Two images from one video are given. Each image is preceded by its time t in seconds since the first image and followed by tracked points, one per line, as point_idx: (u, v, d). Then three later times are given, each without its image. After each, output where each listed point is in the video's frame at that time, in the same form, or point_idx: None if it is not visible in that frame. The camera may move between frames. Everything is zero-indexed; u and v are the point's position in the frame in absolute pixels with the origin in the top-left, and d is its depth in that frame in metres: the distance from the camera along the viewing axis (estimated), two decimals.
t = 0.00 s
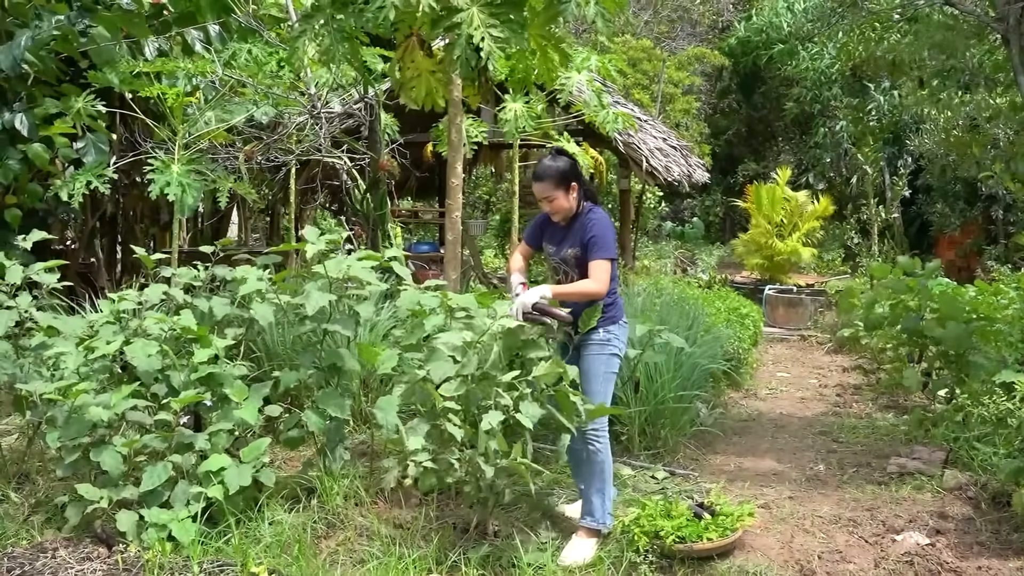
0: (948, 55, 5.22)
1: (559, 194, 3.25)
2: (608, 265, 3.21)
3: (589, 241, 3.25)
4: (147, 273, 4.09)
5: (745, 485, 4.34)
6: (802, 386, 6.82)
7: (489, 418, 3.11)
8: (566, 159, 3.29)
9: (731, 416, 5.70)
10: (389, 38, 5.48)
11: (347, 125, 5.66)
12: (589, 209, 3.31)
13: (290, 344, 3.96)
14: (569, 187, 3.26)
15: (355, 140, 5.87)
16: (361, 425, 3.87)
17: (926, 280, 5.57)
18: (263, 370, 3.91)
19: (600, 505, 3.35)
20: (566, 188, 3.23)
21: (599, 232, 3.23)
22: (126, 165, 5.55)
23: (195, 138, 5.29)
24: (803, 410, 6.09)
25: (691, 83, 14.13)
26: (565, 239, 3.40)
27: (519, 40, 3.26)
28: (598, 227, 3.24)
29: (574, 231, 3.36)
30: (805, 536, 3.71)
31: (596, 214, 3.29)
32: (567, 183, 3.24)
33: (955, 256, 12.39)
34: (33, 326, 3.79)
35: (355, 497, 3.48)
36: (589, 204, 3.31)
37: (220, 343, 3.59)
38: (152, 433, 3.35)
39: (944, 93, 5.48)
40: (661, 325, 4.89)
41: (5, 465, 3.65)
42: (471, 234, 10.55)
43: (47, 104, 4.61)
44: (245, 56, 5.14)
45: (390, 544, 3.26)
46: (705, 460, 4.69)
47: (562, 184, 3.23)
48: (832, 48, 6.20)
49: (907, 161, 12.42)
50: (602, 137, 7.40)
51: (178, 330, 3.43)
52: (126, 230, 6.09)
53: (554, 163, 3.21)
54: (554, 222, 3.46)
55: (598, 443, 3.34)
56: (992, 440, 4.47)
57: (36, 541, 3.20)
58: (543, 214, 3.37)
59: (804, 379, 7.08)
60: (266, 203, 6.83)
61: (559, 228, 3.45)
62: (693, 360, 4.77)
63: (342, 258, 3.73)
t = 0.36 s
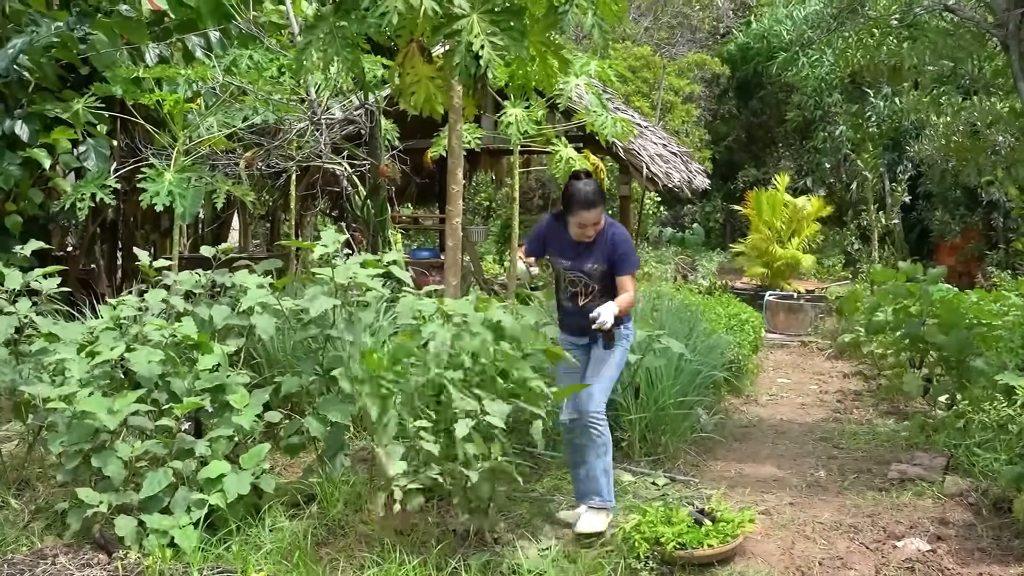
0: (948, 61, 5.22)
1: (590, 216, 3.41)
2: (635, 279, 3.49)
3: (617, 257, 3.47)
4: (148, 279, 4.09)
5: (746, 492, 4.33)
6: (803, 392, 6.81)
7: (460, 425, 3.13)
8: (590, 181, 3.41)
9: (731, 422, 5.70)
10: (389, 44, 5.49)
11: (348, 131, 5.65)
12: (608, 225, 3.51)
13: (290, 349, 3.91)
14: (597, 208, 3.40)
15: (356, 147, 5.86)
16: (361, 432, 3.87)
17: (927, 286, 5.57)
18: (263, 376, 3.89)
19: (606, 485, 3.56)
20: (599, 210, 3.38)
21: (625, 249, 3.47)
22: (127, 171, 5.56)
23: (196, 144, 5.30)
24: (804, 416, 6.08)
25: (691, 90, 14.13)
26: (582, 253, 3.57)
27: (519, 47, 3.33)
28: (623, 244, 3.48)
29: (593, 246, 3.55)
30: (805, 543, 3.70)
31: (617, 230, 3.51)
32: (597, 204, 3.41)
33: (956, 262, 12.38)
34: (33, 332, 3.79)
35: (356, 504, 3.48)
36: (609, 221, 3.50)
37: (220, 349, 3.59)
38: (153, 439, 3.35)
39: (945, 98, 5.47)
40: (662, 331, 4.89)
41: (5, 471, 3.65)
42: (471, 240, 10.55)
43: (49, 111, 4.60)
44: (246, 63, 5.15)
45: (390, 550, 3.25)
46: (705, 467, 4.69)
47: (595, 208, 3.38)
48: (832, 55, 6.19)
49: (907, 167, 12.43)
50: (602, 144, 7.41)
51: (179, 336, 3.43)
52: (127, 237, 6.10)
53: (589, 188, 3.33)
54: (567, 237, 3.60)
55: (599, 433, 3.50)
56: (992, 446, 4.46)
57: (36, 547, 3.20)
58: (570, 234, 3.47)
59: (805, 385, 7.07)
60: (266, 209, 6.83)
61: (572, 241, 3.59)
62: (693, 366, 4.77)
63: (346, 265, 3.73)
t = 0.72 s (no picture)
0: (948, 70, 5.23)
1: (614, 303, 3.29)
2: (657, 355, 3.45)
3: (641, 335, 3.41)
4: (148, 288, 4.09)
5: (747, 500, 4.32)
6: (804, 401, 6.81)
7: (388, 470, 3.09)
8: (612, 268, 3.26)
9: (732, 431, 5.69)
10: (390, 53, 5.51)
11: (348, 140, 5.65)
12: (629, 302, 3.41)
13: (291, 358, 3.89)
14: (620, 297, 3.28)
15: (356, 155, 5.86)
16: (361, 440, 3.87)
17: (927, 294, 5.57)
18: (263, 385, 3.85)
19: (678, 494, 3.54)
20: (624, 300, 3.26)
21: (648, 326, 3.40)
22: (128, 180, 5.56)
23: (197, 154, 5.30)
24: (804, 424, 6.07)
25: (691, 99, 14.15)
26: (603, 326, 3.49)
27: (517, 55, 3.36)
28: (645, 320, 3.40)
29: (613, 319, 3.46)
30: (806, 552, 3.69)
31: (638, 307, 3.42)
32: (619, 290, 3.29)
33: (956, 271, 12.39)
34: (35, 341, 3.79)
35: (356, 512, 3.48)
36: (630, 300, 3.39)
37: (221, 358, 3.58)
38: (154, 449, 3.35)
39: (945, 107, 5.48)
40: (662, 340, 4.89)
41: (6, 480, 3.64)
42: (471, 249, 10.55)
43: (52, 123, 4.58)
44: (247, 72, 5.16)
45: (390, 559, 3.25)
46: (706, 475, 4.69)
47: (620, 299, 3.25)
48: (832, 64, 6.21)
49: (907, 176, 12.45)
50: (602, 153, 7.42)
51: (180, 345, 3.43)
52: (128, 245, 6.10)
53: (612, 280, 3.20)
54: (587, 310, 3.49)
55: (657, 451, 3.51)
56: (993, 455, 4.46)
57: (37, 556, 3.19)
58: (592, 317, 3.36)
59: (805, 394, 7.07)
60: (267, 218, 6.84)
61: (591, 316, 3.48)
62: (693, 375, 4.77)
63: (347, 273, 3.73)
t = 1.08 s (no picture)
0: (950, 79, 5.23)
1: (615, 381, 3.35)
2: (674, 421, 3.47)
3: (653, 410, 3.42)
4: (151, 298, 4.08)
5: (750, 511, 4.31)
6: (806, 411, 6.79)
7: (398, 479, 3.06)
8: (613, 350, 3.30)
9: (734, 441, 5.68)
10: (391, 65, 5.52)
11: (350, 151, 5.66)
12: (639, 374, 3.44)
13: (293, 368, 3.88)
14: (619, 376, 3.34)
15: (358, 166, 5.86)
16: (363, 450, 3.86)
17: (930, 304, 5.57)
18: (264, 395, 3.83)
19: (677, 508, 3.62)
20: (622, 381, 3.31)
21: (659, 400, 3.41)
22: (130, 191, 5.57)
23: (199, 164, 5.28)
24: (806, 435, 6.06)
25: (692, 110, 14.19)
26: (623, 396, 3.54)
27: (518, 69, 3.41)
28: (656, 390, 3.42)
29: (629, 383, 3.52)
30: (809, 563, 3.68)
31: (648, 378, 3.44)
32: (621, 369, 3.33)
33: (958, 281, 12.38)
34: (37, 351, 3.78)
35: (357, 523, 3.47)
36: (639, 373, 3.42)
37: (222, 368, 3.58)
38: (155, 460, 3.34)
39: (946, 117, 5.48)
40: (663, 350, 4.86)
41: (7, 491, 3.63)
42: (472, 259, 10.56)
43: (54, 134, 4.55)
44: (250, 83, 5.15)
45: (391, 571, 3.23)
46: (708, 486, 4.67)
47: (619, 379, 3.31)
48: (833, 75, 6.21)
49: (908, 186, 12.46)
50: (604, 164, 7.43)
51: (182, 356, 3.42)
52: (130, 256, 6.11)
53: (607, 363, 3.26)
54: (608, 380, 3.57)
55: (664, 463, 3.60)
56: (996, 466, 4.45)
57: (38, 568, 3.17)
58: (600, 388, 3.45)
59: (808, 404, 7.05)
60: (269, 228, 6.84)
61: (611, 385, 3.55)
62: (694, 386, 4.75)
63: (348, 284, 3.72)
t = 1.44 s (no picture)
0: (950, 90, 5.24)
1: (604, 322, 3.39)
2: (675, 373, 3.40)
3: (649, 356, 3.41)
4: (152, 309, 4.08)
5: (751, 522, 4.29)
6: (808, 422, 6.78)
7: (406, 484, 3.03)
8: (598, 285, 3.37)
9: (736, 452, 5.67)
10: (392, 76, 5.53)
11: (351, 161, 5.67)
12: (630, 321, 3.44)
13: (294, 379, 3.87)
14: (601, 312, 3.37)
15: (359, 177, 5.87)
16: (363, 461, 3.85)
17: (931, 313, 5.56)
18: (265, 406, 3.82)
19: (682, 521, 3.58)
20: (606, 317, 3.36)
21: (655, 345, 3.39)
22: (131, 202, 5.58)
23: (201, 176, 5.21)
24: (808, 446, 6.04)
25: (693, 120, 14.22)
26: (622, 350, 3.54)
27: (519, 78, 3.43)
28: (653, 337, 3.41)
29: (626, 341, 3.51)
30: (811, 574, 3.67)
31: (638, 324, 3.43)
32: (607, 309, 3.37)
33: (960, 292, 12.37)
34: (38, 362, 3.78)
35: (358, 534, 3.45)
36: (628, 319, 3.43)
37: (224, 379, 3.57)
38: (156, 471, 3.33)
39: (947, 127, 5.49)
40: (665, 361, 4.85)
41: (7, 503, 3.62)
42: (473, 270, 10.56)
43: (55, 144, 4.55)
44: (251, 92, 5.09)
45: None
46: (709, 497, 4.66)
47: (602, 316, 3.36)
48: (833, 86, 6.22)
49: (909, 196, 12.47)
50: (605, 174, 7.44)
51: (183, 366, 3.41)
52: (131, 267, 6.13)
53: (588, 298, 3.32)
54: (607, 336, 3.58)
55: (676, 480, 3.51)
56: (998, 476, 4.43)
57: None
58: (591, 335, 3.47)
59: (810, 415, 7.04)
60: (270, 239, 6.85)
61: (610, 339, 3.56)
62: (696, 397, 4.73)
63: (348, 294, 3.72)
